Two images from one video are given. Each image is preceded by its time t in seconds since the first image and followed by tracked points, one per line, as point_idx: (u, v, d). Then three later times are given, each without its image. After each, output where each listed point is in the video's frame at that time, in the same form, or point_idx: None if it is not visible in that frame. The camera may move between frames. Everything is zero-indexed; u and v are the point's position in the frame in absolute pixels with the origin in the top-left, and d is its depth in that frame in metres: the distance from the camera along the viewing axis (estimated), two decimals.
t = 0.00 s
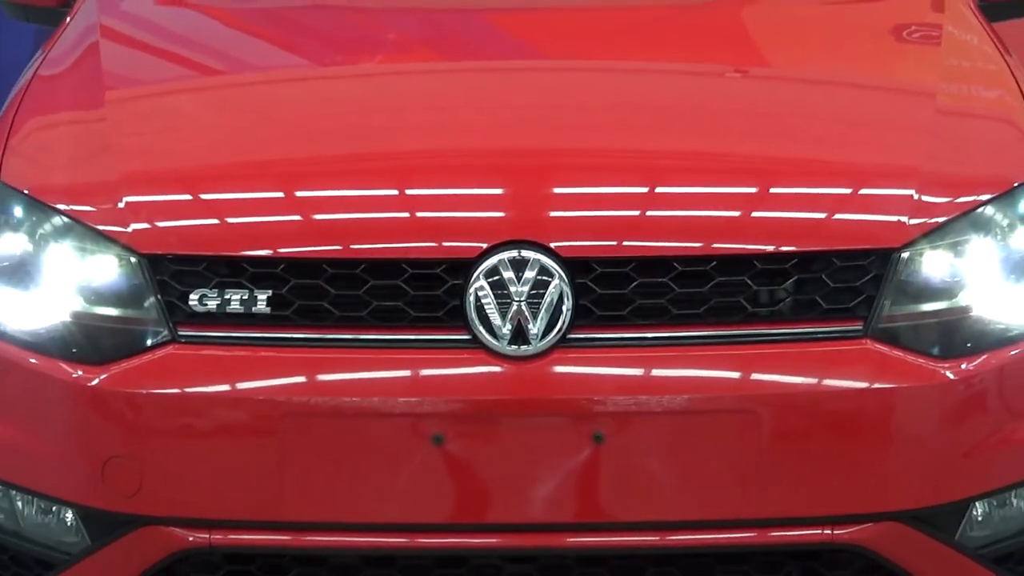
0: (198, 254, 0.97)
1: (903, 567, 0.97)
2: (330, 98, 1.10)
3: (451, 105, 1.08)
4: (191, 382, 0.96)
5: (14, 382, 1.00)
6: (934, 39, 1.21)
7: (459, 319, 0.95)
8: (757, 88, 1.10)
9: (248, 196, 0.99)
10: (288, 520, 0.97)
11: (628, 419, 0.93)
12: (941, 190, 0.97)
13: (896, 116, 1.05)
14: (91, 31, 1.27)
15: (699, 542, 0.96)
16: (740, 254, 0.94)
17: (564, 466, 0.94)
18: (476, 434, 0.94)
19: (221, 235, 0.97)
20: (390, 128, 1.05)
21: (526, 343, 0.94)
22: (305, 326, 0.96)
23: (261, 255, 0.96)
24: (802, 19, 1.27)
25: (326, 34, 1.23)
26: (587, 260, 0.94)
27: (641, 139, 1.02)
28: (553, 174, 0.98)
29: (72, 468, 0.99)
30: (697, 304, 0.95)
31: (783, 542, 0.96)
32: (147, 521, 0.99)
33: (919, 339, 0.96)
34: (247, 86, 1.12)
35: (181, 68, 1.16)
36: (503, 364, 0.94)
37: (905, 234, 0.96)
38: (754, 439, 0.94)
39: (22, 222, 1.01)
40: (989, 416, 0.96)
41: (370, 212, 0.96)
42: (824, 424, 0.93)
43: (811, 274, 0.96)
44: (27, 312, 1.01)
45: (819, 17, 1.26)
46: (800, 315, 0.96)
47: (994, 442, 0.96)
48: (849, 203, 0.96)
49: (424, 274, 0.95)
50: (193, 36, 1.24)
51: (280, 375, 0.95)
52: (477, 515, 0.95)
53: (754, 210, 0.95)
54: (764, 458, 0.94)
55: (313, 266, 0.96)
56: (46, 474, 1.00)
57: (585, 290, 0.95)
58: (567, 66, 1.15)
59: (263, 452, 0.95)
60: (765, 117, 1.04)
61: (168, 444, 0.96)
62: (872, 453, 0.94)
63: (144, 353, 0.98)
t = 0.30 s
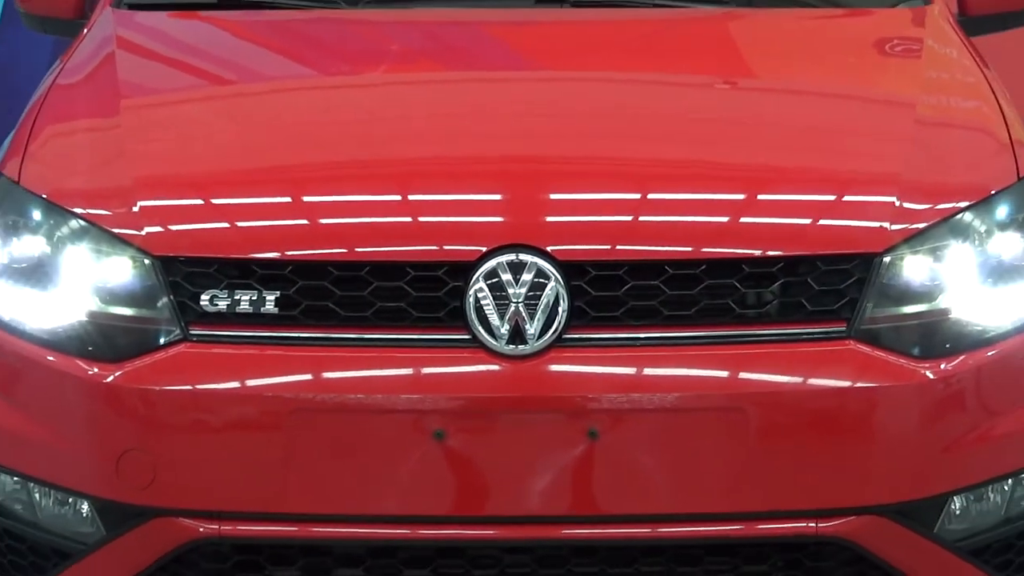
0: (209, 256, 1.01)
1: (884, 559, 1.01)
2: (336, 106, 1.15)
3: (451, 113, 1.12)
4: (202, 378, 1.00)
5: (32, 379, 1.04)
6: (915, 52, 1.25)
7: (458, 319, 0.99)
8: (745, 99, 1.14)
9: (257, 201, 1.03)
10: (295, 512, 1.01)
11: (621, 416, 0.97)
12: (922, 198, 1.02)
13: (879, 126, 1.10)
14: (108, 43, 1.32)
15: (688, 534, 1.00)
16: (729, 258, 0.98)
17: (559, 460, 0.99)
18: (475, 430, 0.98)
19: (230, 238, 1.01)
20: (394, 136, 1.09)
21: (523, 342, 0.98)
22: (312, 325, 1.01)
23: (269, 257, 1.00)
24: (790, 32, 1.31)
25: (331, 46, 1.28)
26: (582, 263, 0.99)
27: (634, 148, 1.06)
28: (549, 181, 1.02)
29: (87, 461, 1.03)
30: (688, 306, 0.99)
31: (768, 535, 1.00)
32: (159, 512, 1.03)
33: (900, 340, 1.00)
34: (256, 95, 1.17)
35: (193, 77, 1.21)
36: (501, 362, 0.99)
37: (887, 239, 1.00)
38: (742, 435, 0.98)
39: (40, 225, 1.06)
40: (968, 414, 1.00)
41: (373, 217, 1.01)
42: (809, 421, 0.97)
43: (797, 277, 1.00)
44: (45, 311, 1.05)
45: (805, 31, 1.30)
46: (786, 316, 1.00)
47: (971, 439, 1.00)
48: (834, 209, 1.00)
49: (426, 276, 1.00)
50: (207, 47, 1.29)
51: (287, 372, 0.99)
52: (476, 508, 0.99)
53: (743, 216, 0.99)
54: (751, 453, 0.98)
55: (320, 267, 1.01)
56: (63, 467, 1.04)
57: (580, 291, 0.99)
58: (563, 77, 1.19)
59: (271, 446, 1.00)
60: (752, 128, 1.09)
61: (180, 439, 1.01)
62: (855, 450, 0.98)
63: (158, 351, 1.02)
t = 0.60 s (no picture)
0: (228, 259, 1.05)
1: (877, 548, 1.05)
2: (348, 115, 1.19)
3: (459, 121, 1.17)
4: (222, 376, 1.04)
5: (59, 377, 1.08)
6: (905, 61, 1.29)
7: (468, 319, 1.04)
8: (742, 107, 1.18)
9: (274, 207, 1.07)
10: (310, 504, 1.05)
11: (624, 412, 1.01)
12: (913, 202, 1.06)
13: (871, 133, 1.14)
14: (130, 55, 1.36)
15: (690, 524, 1.04)
16: (727, 260, 1.03)
17: (565, 453, 1.03)
18: (483, 425, 1.02)
19: (249, 241, 1.05)
20: (405, 143, 1.14)
21: (530, 341, 1.03)
22: (327, 324, 1.05)
23: (286, 259, 1.04)
24: (786, 42, 1.35)
25: (342, 57, 1.32)
26: (586, 265, 1.03)
27: (636, 154, 1.11)
28: (554, 186, 1.06)
29: (111, 456, 1.08)
30: (688, 305, 1.04)
31: (766, 525, 1.04)
32: (181, 505, 1.07)
33: (892, 338, 1.04)
34: (271, 105, 1.21)
35: (210, 87, 1.25)
36: (509, 360, 1.03)
37: (879, 241, 1.04)
38: (740, 430, 1.02)
39: (66, 230, 1.10)
40: (958, 409, 1.04)
41: (386, 221, 1.05)
42: (805, 415, 1.01)
43: (793, 277, 1.04)
44: (71, 312, 1.10)
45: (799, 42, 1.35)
46: (784, 315, 1.04)
47: (961, 433, 1.04)
48: (829, 213, 1.05)
49: (437, 277, 1.04)
50: (225, 58, 1.33)
51: (304, 370, 1.03)
52: (485, 500, 1.03)
53: (740, 219, 1.03)
54: (750, 447, 1.02)
55: (334, 270, 1.05)
56: (87, 462, 1.08)
57: (584, 292, 1.03)
58: (566, 86, 1.24)
59: (288, 442, 1.04)
60: (749, 135, 1.13)
61: (200, 434, 1.05)
62: (848, 444, 1.02)
63: (179, 350, 1.06)
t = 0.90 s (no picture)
0: (250, 263, 1.10)
1: (872, 539, 1.09)
2: (362, 126, 1.24)
3: (470, 131, 1.22)
4: (244, 375, 1.09)
5: (89, 375, 1.13)
6: (896, 73, 1.34)
7: (479, 320, 1.09)
8: (740, 117, 1.23)
9: (293, 213, 1.12)
10: (327, 497, 1.09)
11: (628, 408, 1.06)
12: (904, 207, 1.11)
13: (865, 141, 1.19)
14: (155, 68, 1.42)
15: (691, 516, 1.08)
16: (727, 263, 1.07)
17: (571, 448, 1.07)
18: (494, 421, 1.07)
19: (269, 245, 1.10)
20: (418, 152, 1.19)
21: (538, 341, 1.07)
22: (344, 325, 1.09)
23: (305, 263, 1.09)
24: (783, 55, 1.41)
25: (355, 71, 1.38)
26: (591, 268, 1.08)
27: (639, 162, 1.16)
28: (561, 193, 1.12)
29: (138, 451, 1.12)
30: (689, 307, 1.08)
31: (764, 516, 1.08)
32: (204, 498, 1.11)
33: (885, 337, 1.09)
34: (289, 116, 1.27)
35: (231, 99, 1.31)
36: (518, 359, 1.08)
37: (871, 245, 1.09)
38: (739, 426, 1.06)
39: (96, 235, 1.16)
40: (948, 405, 1.09)
41: (401, 226, 1.10)
42: (800, 411, 1.06)
43: (789, 280, 1.09)
44: (100, 313, 1.15)
45: (794, 55, 1.40)
46: (781, 316, 1.08)
47: (951, 429, 1.09)
48: (824, 218, 1.09)
49: (449, 280, 1.09)
50: (245, 72, 1.39)
51: (321, 369, 1.08)
52: (495, 493, 1.08)
53: (739, 224, 1.08)
54: (749, 441, 1.07)
55: (351, 273, 1.10)
56: (115, 457, 1.13)
57: (590, 294, 1.08)
58: (571, 97, 1.29)
59: (307, 437, 1.08)
60: (747, 144, 1.18)
61: (223, 430, 1.09)
62: (843, 439, 1.07)
63: (203, 350, 1.11)
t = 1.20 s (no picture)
0: (268, 267, 1.15)
1: (864, 531, 1.14)
2: (374, 135, 1.29)
3: (477, 140, 1.27)
4: (262, 373, 1.13)
5: (114, 374, 1.19)
6: (886, 84, 1.39)
7: (487, 321, 1.13)
8: (737, 127, 1.28)
9: (309, 219, 1.17)
10: (342, 491, 1.14)
11: (629, 405, 1.11)
12: (894, 213, 1.16)
13: (857, 150, 1.24)
14: (178, 80, 1.48)
15: (691, 508, 1.13)
16: (725, 266, 1.12)
17: (576, 444, 1.12)
18: (502, 418, 1.12)
19: (286, 249, 1.15)
20: (428, 160, 1.24)
21: (544, 341, 1.12)
22: (358, 325, 1.14)
23: (321, 267, 1.14)
24: (779, 67, 1.46)
25: (366, 83, 1.43)
26: (594, 271, 1.13)
27: (641, 170, 1.21)
28: (565, 200, 1.17)
29: (161, 447, 1.17)
30: (688, 309, 1.13)
31: (760, 509, 1.13)
32: (225, 491, 1.16)
33: (876, 337, 1.14)
34: (303, 126, 1.32)
35: (248, 110, 1.36)
36: (524, 358, 1.13)
37: (862, 249, 1.14)
38: (736, 422, 1.11)
39: (121, 240, 1.21)
40: (937, 402, 1.13)
41: (412, 231, 1.15)
42: (794, 408, 1.11)
43: (784, 283, 1.13)
44: (125, 315, 1.20)
45: (789, 67, 1.45)
46: (776, 317, 1.13)
47: (940, 425, 1.14)
48: (817, 223, 1.14)
49: (459, 283, 1.14)
50: (262, 84, 1.44)
51: (335, 368, 1.12)
52: (502, 486, 1.13)
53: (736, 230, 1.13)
54: (745, 437, 1.11)
55: (365, 276, 1.14)
56: (139, 452, 1.18)
57: (594, 296, 1.13)
58: (574, 108, 1.34)
59: (322, 433, 1.13)
60: (743, 152, 1.23)
61: (242, 426, 1.14)
62: (836, 435, 1.12)
63: (223, 350, 1.15)
